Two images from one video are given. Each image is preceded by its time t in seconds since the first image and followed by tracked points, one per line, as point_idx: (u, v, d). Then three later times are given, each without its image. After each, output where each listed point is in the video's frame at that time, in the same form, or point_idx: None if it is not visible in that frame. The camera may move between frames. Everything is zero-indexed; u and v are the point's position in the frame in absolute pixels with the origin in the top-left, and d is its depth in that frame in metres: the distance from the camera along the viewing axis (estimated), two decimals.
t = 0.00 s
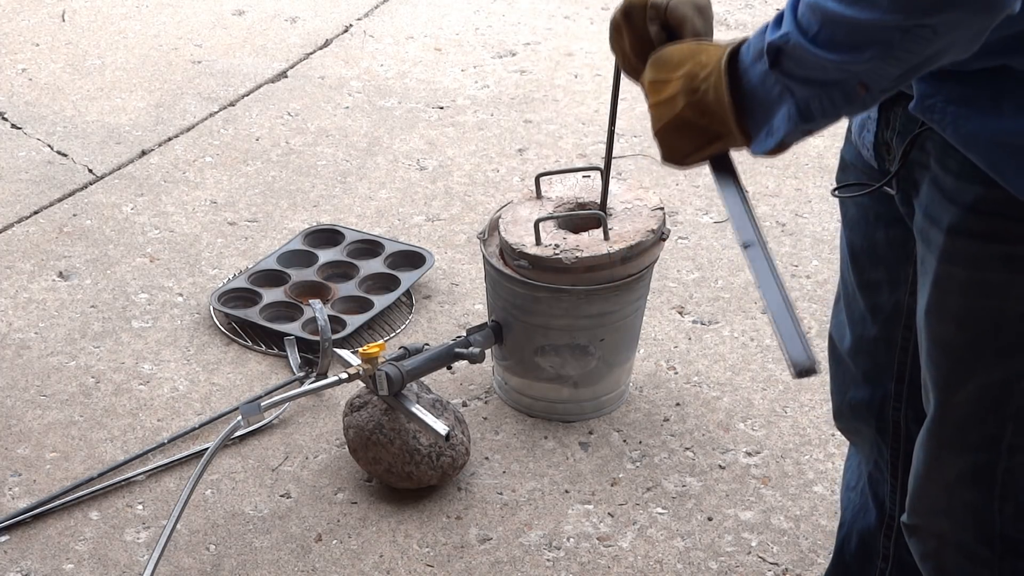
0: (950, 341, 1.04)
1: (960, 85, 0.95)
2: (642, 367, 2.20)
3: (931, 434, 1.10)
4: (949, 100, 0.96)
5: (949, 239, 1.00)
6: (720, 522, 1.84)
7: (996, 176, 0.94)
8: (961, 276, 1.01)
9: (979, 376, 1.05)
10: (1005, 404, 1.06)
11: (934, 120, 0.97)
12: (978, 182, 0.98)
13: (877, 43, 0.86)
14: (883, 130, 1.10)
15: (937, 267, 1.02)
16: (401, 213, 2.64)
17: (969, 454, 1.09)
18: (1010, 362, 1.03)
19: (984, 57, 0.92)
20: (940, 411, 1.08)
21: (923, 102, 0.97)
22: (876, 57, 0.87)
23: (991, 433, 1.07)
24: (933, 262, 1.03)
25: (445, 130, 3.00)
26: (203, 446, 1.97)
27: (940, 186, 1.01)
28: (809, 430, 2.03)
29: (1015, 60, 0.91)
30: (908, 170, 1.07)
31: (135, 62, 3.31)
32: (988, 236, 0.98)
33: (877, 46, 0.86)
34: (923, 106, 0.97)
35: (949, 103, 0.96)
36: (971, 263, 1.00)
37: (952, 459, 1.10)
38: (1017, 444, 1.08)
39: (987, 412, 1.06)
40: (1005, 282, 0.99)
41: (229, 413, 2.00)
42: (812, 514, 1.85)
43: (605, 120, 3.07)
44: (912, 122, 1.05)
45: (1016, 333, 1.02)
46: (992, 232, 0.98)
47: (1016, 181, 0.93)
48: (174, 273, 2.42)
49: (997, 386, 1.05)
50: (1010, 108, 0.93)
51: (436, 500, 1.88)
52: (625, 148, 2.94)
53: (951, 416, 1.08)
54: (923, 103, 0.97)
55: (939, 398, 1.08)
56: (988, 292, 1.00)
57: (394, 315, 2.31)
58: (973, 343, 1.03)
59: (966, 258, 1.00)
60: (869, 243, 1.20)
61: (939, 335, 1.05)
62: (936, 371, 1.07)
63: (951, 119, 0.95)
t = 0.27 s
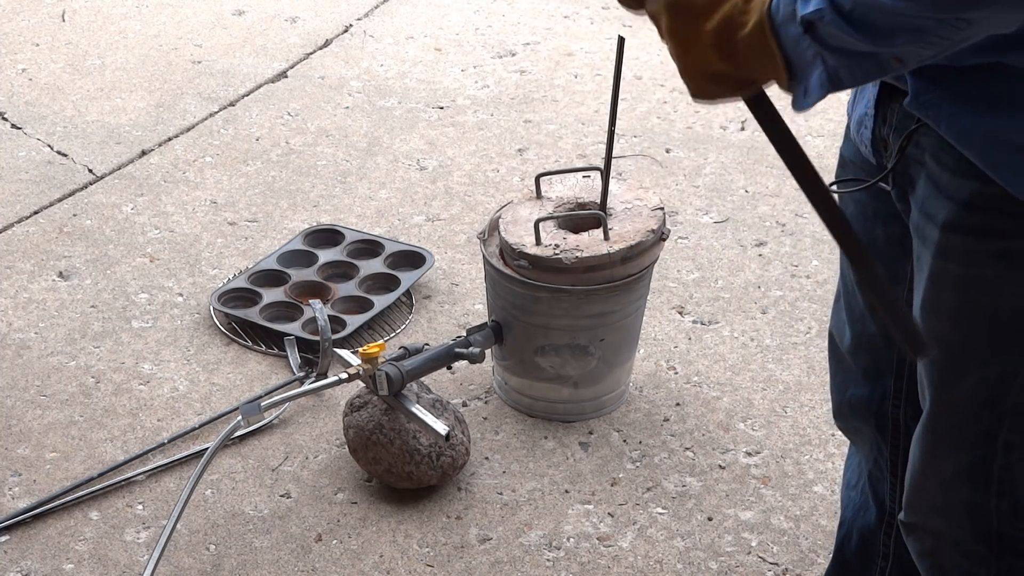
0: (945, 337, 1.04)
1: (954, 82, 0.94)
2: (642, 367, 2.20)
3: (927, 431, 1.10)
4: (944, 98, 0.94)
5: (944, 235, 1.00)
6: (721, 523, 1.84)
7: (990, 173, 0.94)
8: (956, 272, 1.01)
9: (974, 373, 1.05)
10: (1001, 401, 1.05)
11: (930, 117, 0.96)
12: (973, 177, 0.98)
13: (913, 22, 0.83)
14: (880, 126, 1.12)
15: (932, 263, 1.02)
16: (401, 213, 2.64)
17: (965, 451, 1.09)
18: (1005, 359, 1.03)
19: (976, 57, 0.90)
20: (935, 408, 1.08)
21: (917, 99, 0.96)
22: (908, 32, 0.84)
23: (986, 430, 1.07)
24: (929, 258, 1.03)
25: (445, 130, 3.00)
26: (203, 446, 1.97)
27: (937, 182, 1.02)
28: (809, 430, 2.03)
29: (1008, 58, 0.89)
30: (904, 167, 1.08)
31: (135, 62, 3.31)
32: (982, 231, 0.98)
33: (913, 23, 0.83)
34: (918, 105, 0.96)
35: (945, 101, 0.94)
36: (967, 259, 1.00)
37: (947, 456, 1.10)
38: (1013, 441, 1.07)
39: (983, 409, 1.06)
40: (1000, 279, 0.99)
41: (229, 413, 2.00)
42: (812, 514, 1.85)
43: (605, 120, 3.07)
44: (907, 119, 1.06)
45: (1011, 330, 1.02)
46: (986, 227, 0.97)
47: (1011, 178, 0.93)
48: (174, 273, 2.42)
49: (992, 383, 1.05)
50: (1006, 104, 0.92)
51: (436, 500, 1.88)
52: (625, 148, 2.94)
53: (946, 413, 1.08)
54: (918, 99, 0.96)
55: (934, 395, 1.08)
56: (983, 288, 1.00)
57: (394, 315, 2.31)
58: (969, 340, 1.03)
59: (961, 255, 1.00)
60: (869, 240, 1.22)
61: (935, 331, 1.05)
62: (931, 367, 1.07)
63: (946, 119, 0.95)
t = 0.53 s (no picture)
0: (945, 334, 1.04)
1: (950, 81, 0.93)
2: (642, 367, 2.20)
3: (928, 429, 1.09)
4: (942, 96, 0.93)
5: (944, 233, 1.00)
6: (720, 523, 1.84)
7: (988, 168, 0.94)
8: (955, 269, 1.01)
9: (975, 370, 1.04)
10: (1002, 398, 1.05)
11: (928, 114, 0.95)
12: (972, 173, 0.98)
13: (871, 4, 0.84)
14: (879, 124, 1.12)
15: (933, 260, 1.02)
16: (401, 213, 2.64)
17: (966, 449, 1.09)
18: (1005, 355, 1.03)
19: (978, 55, 0.89)
20: (936, 406, 1.08)
21: (916, 97, 0.95)
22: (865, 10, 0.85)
23: (987, 427, 1.07)
24: (928, 255, 1.03)
25: (445, 130, 3.00)
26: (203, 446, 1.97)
27: (936, 180, 1.02)
28: (809, 430, 2.03)
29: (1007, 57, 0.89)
30: (904, 165, 1.08)
31: (135, 62, 3.31)
32: (982, 228, 0.98)
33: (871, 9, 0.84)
34: (917, 103, 0.95)
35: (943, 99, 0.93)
36: (966, 255, 0.99)
37: (948, 455, 1.09)
38: (1013, 438, 1.07)
39: (984, 407, 1.06)
40: (1000, 275, 0.99)
41: (229, 413, 2.00)
42: (812, 514, 1.85)
43: (605, 120, 3.07)
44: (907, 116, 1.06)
45: (1011, 326, 1.02)
46: (985, 223, 0.98)
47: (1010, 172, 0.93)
48: (174, 273, 2.42)
49: (993, 380, 1.05)
50: (1003, 100, 0.92)
51: (436, 500, 1.88)
52: (625, 148, 2.93)
53: (947, 411, 1.07)
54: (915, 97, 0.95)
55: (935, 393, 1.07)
56: (984, 284, 1.00)
57: (394, 315, 2.31)
58: (969, 337, 1.03)
59: (961, 251, 0.99)
60: (869, 240, 1.21)
61: (935, 328, 1.04)
62: (932, 365, 1.07)
63: (945, 117, 0.94)
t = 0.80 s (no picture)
0: (942, 333, 1.04)
1: (947, 78, 0.94)
2: (642, 367, 2.20)
3: (925, 428, 1.10)
4: (935, 93, 0.94)
5: (942, 232, 1.01)
6: (720, 522, 1.84)
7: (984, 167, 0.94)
8: (952, 268, 1.01)
9: (971, 369, 1.04)
10: (999, 397, 1.05)
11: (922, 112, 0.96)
12: (970, 172, 0.98)
13: None
14: (875, 124, 1.12)
15: (931, 258, 1.02)
16: (401, 213, 2.64)
17: (963, 448, 1.09)
18: (1002, 354, 1.03)
19: (972, 53, 0.89)
20: (933, 405, 1.08)
21: (911, 95, 0.96)
22: None
23: (984, 426, 1.07)
24: (926, 254, 1.03)
25: (445, 130, 3.00)
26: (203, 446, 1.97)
27: (934, 179, 1.02)
28: (809, 430, 2.03)
29: (1003, 54, 0.88)
30: (900, 162, 1.08)
31: (135, 62, 3.31)
32: (978, 226, 0.98)
33: None
34: (912, 101, 0.96)
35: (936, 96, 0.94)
36: (963, 254, 1.00)
37: (946, 454, 1.09)
38: (1010, 437, 1.07)
39: (980, 406, 1.06)
40: (997, 273, 0.99)
41: (229, 413, 2.00)
42: (812, 514, 1.85)
43: (605, 120, 3.07)
44: (902, 114, 1.07)
45: (1008, 324, 1.02)
46: (981, 221, 0.98)
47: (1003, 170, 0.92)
48: (174, 273, 2.42)
49: (989, 379, 1.04)
50: (999, 100, 0.91)
51: (436, 500, 1.88)
52: (625, 148, 2.94)
53: (944, 410, 1.07)
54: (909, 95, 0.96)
55: (932, 391, 1.07)
56: (980, 283, 1.00)
57: (394, 315, 2.31)
58: (966, 335, 1.03)
59: (958, 250, 1.00)
60: (867, 238, 1.21)
61: (932, 326, 1.05)
62: (929, 364, 1.07)
63: (937, 114, 0.94)
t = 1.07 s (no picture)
0: (935, 334, 1.04)
1: (933, 76, 0.93)
2: (642, 367, 2.20)
3: (919, 429, 1.09)
4: (922, 92, 0.94)
5: (934, 233, 1.00)
6: (720, 523, 1.84)
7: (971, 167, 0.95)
8: (946, 269, 1.01)
9: (964, 369, 1.05)
10: (992, 396, 1.05)
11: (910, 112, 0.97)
12: (958, 173, 0.98)
13: None
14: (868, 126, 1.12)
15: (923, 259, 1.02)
16: (401, 213, 2.64)
17: (958, 449, 1.08)
18: (995, 353, 1.03)
19: (960, 49, 0.89)
20: (927, 407, 1.07)
21: (898, 93, 0.96)
22: None
23: (978, 426, 1.07)
24: (917, 256, 1.03)
25: (445, 130, 3.00)
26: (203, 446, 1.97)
27: (924, 179, 1.02)
28: (809, 430, 2.03)
29: (989, 54, 0.88)
30: (889, 164, 1.08)
31: (135, 62, 3.31)
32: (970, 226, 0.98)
33: None
34: (899, 100, 0.96)
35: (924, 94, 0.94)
36: (956, 255, 1.00)
37: (941, 455, 1.09)
38: (1004, 436, 1.07)
39: (974, 406, 1.06)
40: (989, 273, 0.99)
41: (229, 413, 2.00)
42: (812, 514, 1.85)
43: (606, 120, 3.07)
44: (890, 115, 1.07)
45: (1001, 324, 1.02)
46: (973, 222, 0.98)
47: (988, 172, 0.94)
48: (174, 273, 2.42)
49: (983, 379, 1.05)
50: (986, 101, 0.92)
51: (436, 500, 1.88)
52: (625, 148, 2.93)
53: (938, 411, 1.07)
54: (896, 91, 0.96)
55: (926, 393, 1.07)
56: (973, 283, 1.00)
57: (394, 315, 2.31)
58: (959, 336, 1.03)
59: (950, 250, 0.99)
60: (858, 239, 1.21)
61: (925, 328, 1.04)
62: (922, 366, 1.06)
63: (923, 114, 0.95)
